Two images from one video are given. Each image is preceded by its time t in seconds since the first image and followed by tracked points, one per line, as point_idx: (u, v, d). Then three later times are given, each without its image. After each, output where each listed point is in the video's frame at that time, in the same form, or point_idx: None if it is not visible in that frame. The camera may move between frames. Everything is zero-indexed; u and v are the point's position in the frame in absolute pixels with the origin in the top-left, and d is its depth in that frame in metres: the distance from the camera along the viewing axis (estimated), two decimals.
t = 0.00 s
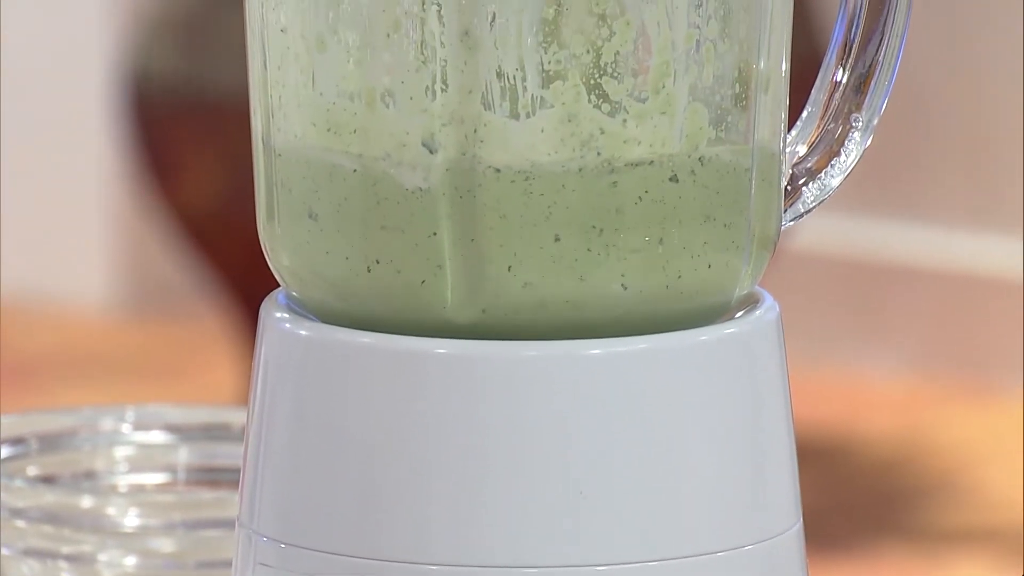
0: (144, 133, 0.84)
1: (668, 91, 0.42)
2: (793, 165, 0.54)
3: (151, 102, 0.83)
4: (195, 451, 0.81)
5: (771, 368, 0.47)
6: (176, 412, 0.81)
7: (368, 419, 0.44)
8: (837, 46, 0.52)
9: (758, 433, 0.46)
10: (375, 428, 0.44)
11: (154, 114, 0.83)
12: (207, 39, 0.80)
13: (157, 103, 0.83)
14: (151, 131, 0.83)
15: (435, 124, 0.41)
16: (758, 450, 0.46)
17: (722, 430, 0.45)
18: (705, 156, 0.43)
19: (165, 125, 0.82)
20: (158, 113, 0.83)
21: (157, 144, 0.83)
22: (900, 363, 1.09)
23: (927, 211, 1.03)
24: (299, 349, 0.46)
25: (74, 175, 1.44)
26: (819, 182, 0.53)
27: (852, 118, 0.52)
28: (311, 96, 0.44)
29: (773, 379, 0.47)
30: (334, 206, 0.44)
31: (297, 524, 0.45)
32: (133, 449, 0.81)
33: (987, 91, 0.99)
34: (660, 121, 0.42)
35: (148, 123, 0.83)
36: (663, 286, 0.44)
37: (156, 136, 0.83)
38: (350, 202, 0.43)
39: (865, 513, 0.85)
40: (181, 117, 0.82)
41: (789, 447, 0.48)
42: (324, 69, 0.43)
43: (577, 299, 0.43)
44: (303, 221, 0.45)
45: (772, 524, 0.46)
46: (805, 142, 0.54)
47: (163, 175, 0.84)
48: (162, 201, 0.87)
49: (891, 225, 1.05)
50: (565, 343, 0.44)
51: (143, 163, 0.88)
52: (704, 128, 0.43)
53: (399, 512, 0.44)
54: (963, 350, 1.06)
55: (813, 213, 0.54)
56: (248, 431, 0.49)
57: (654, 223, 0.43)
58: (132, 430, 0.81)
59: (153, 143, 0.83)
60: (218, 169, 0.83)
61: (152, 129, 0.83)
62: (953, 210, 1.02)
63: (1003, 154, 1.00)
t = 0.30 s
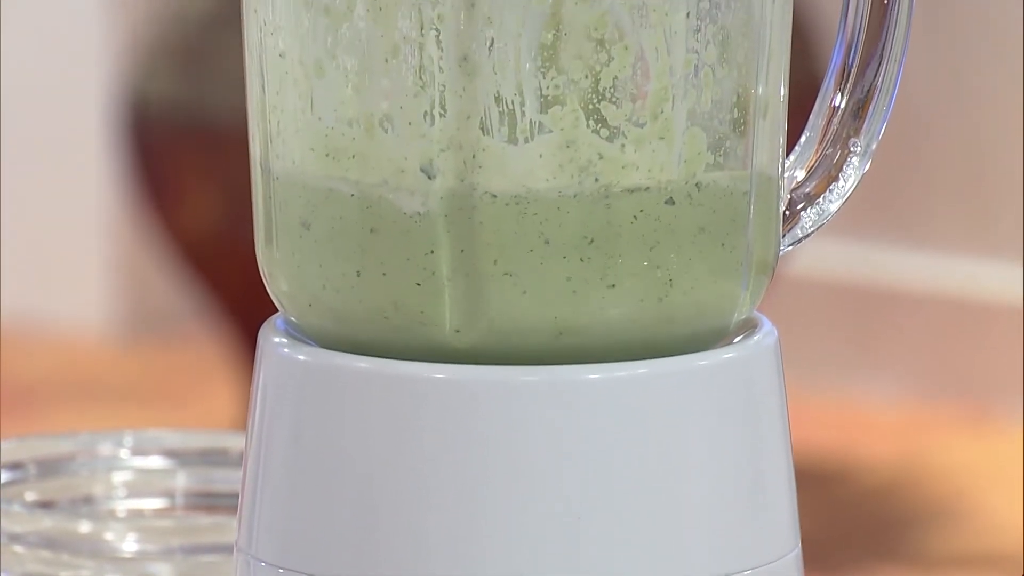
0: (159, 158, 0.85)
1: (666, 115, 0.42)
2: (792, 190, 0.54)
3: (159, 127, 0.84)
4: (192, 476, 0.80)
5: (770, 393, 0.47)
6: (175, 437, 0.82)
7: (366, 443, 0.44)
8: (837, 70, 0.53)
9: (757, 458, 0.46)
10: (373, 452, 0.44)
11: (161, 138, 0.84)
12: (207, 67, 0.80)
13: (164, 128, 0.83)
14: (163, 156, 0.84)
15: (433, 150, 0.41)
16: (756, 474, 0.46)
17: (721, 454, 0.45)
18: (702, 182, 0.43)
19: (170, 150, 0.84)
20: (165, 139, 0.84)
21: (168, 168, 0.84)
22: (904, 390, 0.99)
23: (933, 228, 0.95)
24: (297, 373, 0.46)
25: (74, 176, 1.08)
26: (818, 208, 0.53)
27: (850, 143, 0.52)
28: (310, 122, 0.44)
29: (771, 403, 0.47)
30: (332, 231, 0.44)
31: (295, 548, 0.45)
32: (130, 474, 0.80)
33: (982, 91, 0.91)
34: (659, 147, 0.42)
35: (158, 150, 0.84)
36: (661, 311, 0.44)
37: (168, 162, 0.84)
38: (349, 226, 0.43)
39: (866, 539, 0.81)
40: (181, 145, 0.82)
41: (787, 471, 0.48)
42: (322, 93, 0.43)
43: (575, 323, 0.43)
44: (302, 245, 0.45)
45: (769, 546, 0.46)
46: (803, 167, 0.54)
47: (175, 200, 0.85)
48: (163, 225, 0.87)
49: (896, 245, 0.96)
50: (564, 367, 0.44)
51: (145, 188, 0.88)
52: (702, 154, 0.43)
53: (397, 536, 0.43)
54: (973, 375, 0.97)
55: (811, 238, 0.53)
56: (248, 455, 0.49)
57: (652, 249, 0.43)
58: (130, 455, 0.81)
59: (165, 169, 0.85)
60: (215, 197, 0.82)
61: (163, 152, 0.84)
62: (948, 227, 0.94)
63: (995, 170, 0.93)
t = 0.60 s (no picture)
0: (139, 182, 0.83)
1: (659, 141, 0.42)
2: (785, 216, 0.54)
3: (148, 150, 0.83)
4: (187, 501, 0.79)
5: (762, 421, 0.47)
6: (169, 463, 0.82)
7: (359, 468, 0.44)
8: (830, 97, 0.53)
9: (749, 484, 0.46)
10: (366, 477, 0.44)
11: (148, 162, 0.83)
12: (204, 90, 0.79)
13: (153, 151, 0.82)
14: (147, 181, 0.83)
15: (427, 175, 0.41)
16: (749, 501, 0.46)
17: (714, 481, 0.45)
18: (696, 208, 0.43)
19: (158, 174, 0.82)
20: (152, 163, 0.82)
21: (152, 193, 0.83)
22: (894, 417, 0.99)
23: (931, 247, 0.94)
24: (291, 399, 0.46)
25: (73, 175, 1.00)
26: (811, 233, 0.53)
27: (844, 168, 0.53)
28: (303, 147, 0.44)
29: (763, 430, 0.47)
30: (325, 257, 0.44)
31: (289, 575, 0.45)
32: (124, 500, 0.80)
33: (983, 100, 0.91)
34: (652, 172, 0.42)
35: (142, 173, 0.83)
36: (655, 337, 0.44)
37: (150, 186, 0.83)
38: (342, 251, 0.43)
39: (859, 564, 0.78)
40: (176, 168, 0.81)
41: (779, 497, 0.48)
42: (316, 119, 0.43)
43: (568, 349, 0.43)
44: (296, 271, 0.45)
45: (761, 571, 0.46)
46: (796, 193, 0.54)
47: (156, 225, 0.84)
48: (154, 249, 0.87)
49: (893, 272, 0.95)
50: (558, 393, 0.44)
51: (136, 212, 0.87)
52: (696, 179, 0.43)
53: (390, 563, 0.43)
54: (966, 401, 0.97)
55: (805, 263, 0.53)
56: (241, 481, 0.49)
57: (646, 275, 0.43)
58: (123, 480, 0.81)
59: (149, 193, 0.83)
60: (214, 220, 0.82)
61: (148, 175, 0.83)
62: (946, 249, 0.94)
63: (996, 189, 0.93)
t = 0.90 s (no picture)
0: (135, 211, 0.83)
1: (654, 165, 0.42)
2: (780, 240, 0.54)
3: (141, 178, 0.82)
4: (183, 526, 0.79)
5: (758, 445, 0.47)
6: (165, 487, 0.82)
7: (355, 493, 0.44)
8: (825, 121, 0.53)
9: (745, 509, 0.46)
10: (362, 502, 0.43)
11: (142, 189, 0.82)
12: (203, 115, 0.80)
13: (147, 179, 0.82)
14: (144, 209, 0.83)
15: (422, 200, 0.41)
16: (745, 525, 0.46)
17: (710, 505, 0.45)
18: (690, 232, 0.43)
19: (154, 202, 0.82)
20: (146, 190, 0.82)
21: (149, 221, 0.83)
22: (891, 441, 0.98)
23: (925, 284, 0.94)
24: (286, 424, 0.46)
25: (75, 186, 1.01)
26: (806, 257, 0.53)
27: (839, 193, 0.53)
28: (299, 172, 0.44)
29: (758, 455, 0.47)
30: (320, 281, 0.44)
31: None
32: (119, 525, 0.79)
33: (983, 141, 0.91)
34: (647, 197, 0.42)
35: (138, 202, 0.83)
36: (649, 362, 0.44)
37: (146, 214, 0.83)
38: (338, 276, 0.43)
39: None
40: (172, 192, 0.81)
41: (775, 522, 0.48)
42: (311, 143, 0.43)
43: (563, 373, 0.43)
44: (291, 295, 0.45)
45: None
46: (792, 217, 0.54)
47: (154, 253, 0.84)
48: (149, 274, 0.87)
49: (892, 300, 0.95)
50: (554, 418, 0.44)
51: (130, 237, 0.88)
52: (691, 204, 0.43)
53: None
54: (964, 427, 0.96)
55: (800, 288, 0.53)
56: (236, 507, 0.49)
57: (641, 299, 0.43)
58: (119, 505, 0.81)
59: (146, 220, 0.83)
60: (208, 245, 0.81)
61: (143, 205, 0.83)
62: (946, 272, 0.94)
63: (998, 219, 0.92)
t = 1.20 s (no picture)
0: (130, 236, 0.83)
1: (650, 190, 0.42)
2: (775, 264, 0.54)
3: (137, 205, 0.82)
4: (178, 550, 0.79)
5: (753, 469, 0.47)
6: (161, 512, 0.82)
7: (350, 517, 0.43)
8: (821, 145, 0.53)
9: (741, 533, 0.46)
10: (357, 525, 0.43)
11: (138, 215, 0.82)
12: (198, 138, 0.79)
13: (144, 206, 0.82)
14: (139, 234, 0.83)
15: (417, 224, 0.41)
16: (741, 549, 0.45)
17: (706, 529, 0.44)
18: (684, 256, 0.43)
19: (150, 227, 0.82)
20: (143, 216, 0.82)
21: (142, 244, 0.83)
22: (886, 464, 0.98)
23: (919, 307, 0.94)
24: (281, 448, 0.46)
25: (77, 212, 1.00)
26: (801, 281, 0.53)
27: (834, 217, 0.53)
28: (294, 196, 0.44)
29: (754, 479, 0.47)
30: (315, 305, 0.44)
31: None
32: (114, 549, 0.79)
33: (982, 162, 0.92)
34: (643, 222, 0.42)
35: (133, 227, 0.83)
36: (644, 386, 0.44)
37: (142, 239, 0.83)
38: (333, 300, 0.43)
39: None
40: (168, 217, 0.81)
41: (771, 547, 0.47)
42: (306, 168, 0.43)
43: (558, 397, 0.43)
44: (286, 319, 0.45)
45: None
46: (787, 241, 0.54)
47: (147, 277, 0.84)
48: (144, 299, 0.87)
49: (888, 322, 0.95)
50: (549, 442, 0.43)
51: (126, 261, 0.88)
52: (686, 228, 0.43)
53: None
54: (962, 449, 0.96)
55: (795, 312, 0.53)
56: (231, 531, 0.49)
57: (636, 324, 0.43)
58: (115, 529, 0.80)
59: (141, 245, 0.83)
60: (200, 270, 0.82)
61: (137, 230, 0.83)
62: (940, 296, 0.94)
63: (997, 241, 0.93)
